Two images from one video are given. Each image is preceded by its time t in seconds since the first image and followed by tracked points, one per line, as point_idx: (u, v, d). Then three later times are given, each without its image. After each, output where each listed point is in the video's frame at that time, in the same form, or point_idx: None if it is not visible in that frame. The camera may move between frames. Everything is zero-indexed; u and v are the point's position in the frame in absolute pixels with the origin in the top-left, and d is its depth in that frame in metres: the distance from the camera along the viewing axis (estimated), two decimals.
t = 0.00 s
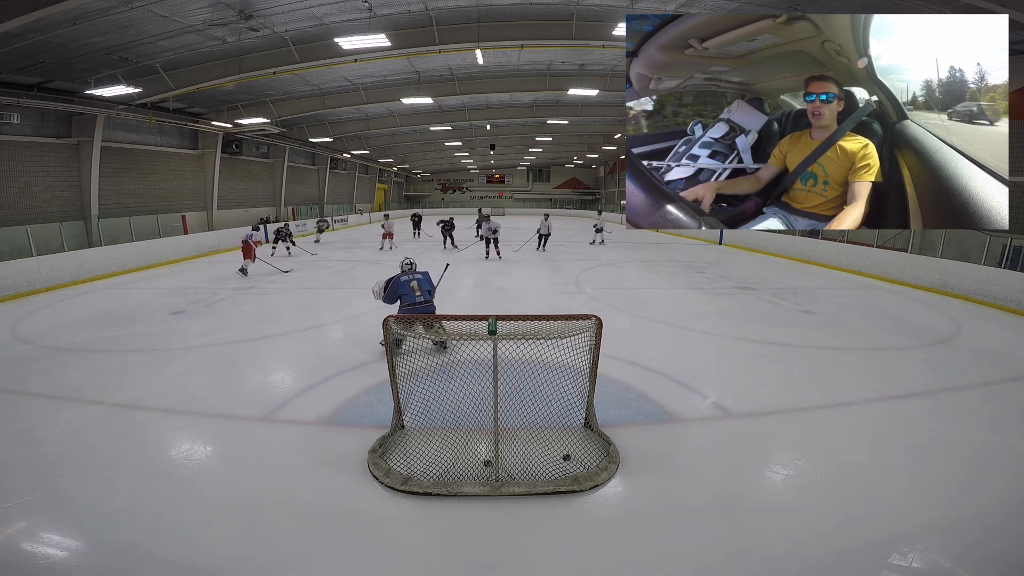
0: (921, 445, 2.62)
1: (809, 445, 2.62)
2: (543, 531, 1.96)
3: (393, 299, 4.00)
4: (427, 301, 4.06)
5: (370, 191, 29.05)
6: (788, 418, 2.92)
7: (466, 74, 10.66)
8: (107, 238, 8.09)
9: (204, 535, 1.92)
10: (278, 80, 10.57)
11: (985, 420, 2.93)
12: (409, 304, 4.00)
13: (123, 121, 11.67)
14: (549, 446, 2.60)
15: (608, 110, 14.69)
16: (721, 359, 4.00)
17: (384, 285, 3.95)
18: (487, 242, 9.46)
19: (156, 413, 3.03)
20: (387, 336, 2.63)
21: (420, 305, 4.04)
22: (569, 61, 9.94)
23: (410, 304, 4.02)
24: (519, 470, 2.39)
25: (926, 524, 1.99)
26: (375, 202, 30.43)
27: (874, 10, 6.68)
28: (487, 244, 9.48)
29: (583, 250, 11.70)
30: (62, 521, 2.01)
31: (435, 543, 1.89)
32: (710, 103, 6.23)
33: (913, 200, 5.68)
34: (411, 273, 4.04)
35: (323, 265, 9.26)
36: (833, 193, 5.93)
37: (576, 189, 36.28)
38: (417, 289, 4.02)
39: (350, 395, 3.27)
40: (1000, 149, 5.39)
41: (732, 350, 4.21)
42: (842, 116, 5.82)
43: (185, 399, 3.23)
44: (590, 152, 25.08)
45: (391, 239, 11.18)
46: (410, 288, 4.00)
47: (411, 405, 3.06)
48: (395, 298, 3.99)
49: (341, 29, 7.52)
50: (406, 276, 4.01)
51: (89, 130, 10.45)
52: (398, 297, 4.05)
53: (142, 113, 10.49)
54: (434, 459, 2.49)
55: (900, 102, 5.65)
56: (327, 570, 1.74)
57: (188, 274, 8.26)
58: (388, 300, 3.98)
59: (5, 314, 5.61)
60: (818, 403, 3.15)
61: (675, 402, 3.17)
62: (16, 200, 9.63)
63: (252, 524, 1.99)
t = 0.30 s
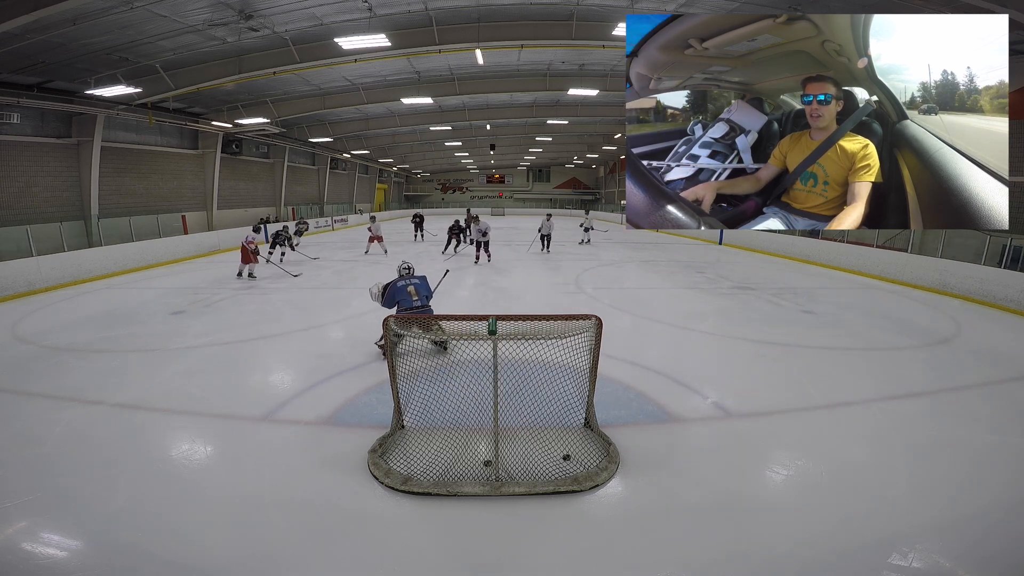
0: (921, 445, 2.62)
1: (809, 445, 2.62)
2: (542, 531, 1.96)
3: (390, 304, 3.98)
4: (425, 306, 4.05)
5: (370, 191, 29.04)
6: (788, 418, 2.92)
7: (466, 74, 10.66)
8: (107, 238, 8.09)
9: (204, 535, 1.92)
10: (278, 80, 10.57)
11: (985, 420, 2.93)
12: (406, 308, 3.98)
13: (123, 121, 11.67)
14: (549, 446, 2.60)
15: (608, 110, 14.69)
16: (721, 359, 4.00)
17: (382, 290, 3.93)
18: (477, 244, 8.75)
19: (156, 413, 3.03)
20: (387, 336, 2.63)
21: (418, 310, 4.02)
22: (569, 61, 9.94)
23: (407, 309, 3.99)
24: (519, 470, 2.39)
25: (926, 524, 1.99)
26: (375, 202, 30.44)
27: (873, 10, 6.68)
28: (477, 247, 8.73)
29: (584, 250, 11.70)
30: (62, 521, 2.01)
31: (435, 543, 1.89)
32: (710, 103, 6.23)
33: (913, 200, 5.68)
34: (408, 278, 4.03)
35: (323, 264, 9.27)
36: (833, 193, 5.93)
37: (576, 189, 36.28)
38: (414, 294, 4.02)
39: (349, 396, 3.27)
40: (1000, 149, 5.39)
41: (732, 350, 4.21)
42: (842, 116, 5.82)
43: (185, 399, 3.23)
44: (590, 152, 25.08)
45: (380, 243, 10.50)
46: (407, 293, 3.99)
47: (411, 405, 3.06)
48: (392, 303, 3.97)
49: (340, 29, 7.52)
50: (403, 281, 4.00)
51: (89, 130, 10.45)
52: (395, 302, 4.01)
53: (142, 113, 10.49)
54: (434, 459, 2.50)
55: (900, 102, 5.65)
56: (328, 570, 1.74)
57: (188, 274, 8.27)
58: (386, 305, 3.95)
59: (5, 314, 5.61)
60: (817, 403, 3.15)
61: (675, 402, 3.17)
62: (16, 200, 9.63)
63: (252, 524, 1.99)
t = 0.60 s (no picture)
0: (921, 445, 2.62)
1: (809, 445, 2.62)
2: (542, 531, 1.96)
3: (390, 308, 3.98)
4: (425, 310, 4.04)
5: (370, 191, 29.05)
6: (788, 418, 2.92)
7: (465, 74, 10.66)
8: (107, 238, 8.09)
9: (204, 535, 1.92)
10: (278, 80, 10.57)
11: (985, 420, 2.93)
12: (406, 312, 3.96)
13: (123, 121, 11.67)
14: (549, 446, 2.60)
15: (608, 110, 14.69)
16: (721, 359, 4.00)
17: (380, 294, 3.92)
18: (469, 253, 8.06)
19: (156, 413, 3.03)
20: (387, 336, 2.63)
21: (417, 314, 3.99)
22: (569, 61, 9.94)
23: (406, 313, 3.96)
24: (519, 470, 2.39)
25: (925, 524, 1.99)
26: (375, 202, 30.45)
27: (873, 10, 6.68)
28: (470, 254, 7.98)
29: (584, 250, 11.69)
30: (62, 521, 2.01)
31: (435, 542, 1.89)
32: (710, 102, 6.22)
33: (913, 200, 5.68)
34: (407, 281, 4.03)
35: (323, 264, 9.28)
36: (833, 193, 5.92)
37: (576, 189, 36.27)
38: (414, 298, 4.01)
39: (349, 396, 3.27)
40: (1001, 149, 5.38)
41: (732, 350, 4.21)
42: (842, 116, 5.82)
43: (185, 399, 3.23)
44: (590, 152, 25.09)
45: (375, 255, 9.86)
46: (406, 297, 3.99)
47: (411, 405, 3.06)
48: (391, 307, 3.96)
49: (340, 29, 7.52)
50: (402, 285, 4.00)
51: (89, 130, 10.46)
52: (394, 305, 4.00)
53: (142, 113, 10.49)
54: (434, 459, 2.50)
55: (900, 102, 5.65)
56: (328, 570, 1.74)
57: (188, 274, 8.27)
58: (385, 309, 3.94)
59: (5, 314, 5.61)
60: (817, 403, 3.15)
61: (675, 402, 3.17)
62: (16, 200, 9.63)
63: (252, 524, 1.99)
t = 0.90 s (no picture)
0: (921, 445, 2.62)
1: (809, 445, 2.62)
2: (542, 531, 1.96)
3: (395, 310, 3.98)
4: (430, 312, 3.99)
5: (370, 191, 29.05)
6: (788, 418, 2.92)
7: (465, 74, 10.67)
8: (107, 238, 8.09)
9: (204, 535, 1.92)
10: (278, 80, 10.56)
11: (986, 420, 2.93)
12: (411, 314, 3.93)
13: (123, 120, 11.66)
14: (549, 446, 2.60)
15: (607, 110, 14.70)
16: (722, 359, 3.99)
17: (386, 295, 3.93)
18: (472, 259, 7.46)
19: (156, 413, 3.02)
20: (387, 336, 2.62)
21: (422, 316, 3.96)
22: (569, 61, 9.94)
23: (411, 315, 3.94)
24: (518, 470, 2.39)
25: (926, 524, 1.99)
26: (375, 202, 30.45)
27: (874, 10, 6.67)
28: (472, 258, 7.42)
29: (584, 250, 11.69)
30: (62, 521, 2.01)
31: (435, 542, 1.90)
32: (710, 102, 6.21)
33: (913, 200, 5.68)
34: (413, 283, 4.01)
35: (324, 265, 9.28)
36: (832, 193, 5.92)
37: (576, 189, 36.26)
38: (419, 300, 3.99)
39: (349, 395, 3.27)
40: (1002, 149, 5.37)
41: (732, 351, 4.21)
42: (842, 116, 5.82)
43: (185, 399, 3.23)
44: (590, 152, 25.10)
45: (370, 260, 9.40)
46: (412, 299, 3.97)
47: (411, 405, 3.06)
48: (396, 309, 3.96)
49: (340, 29, 7.52)
50: (408, 287, 3.99)
51: (89, 130, 10.46)
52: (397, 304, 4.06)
53: (142, 113, 10.48)
54: (434, 459, 2.50)
55: (900, 102, 5.64)
56: (328, 570, 1.74)
57: (188, 274, 8.27)
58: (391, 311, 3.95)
59: (5, 314, 5.61)
60: (817, 403, 3.15)
61: (675, 402, 3.17)
62: (16, 200, 9.63)
63: (252, 524, 1.99)
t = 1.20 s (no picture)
0: (920, 445, 2.63)
1: (809, 445, 2.62)
2: (542, 530, 1.97)
3: (411, 308, 3.98)
4: (444, 310, 3.94)
5: (370, 191, 29.07)
6: (789, 418, 2.92)
7: (466, 74, 10.67)
8: (107, 238, 8.09)
9: (204, 535, 1.92)
10: (278, 81, 10.57)
11: (986, 421, 2.92)
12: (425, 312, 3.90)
13: (123, 121, 11.65)
14: (549, 446, 2.60)
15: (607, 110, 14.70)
16: (722, 359, 3.99)
17: (401, 293, 3.96)
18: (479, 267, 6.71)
19: (156, 413, 3.03)
20: (387, 336, 2.62)
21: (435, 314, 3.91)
22: (569, 61, 9.95)
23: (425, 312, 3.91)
24: (518, 470, 2.39)
25: (925, 524, 1.99)
26: (375, 202, 30.46)
27: (874, 10, 6.67)
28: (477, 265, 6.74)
29: (584, 250, 11.69)
30: (62, 521, 2.01)
31: (435, 542, 1.90)
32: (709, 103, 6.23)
33: (913, 200, 5.68)
34: (427, 280, 3.99)
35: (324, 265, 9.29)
36: (832, 193, 5.92)
37: (576, 189, 36.26)
38: (433, 297, 3.95)
39: (349, 395, 3.27)
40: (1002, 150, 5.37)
41: (732, 351, 4.21)
42: (841, 116, 5.82)
43: (185, 399, 3.23)
44: (590, 152, 25.11)
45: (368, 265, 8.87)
46: (427, 297, 3.95)
47: (411, 405, 3.06)
48: (411, 307, 3.96)
49: (341, 29, 7.52)
50: (423, 284, 3.97)
51: (89, 130, 10.46)
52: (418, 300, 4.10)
53: (142, 113, 10.48)
54: (434, 459, 2.50)
55: (900, 101, 5.65)
56: (328, 570, 1.74)
57: (188, 274, 8.27)
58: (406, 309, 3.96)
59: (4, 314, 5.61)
60: (817, 403, 3.15)
61: (675, 402, 3.17)
62: (16, 200, 9.63)
63: (252, 524, 1.98)
